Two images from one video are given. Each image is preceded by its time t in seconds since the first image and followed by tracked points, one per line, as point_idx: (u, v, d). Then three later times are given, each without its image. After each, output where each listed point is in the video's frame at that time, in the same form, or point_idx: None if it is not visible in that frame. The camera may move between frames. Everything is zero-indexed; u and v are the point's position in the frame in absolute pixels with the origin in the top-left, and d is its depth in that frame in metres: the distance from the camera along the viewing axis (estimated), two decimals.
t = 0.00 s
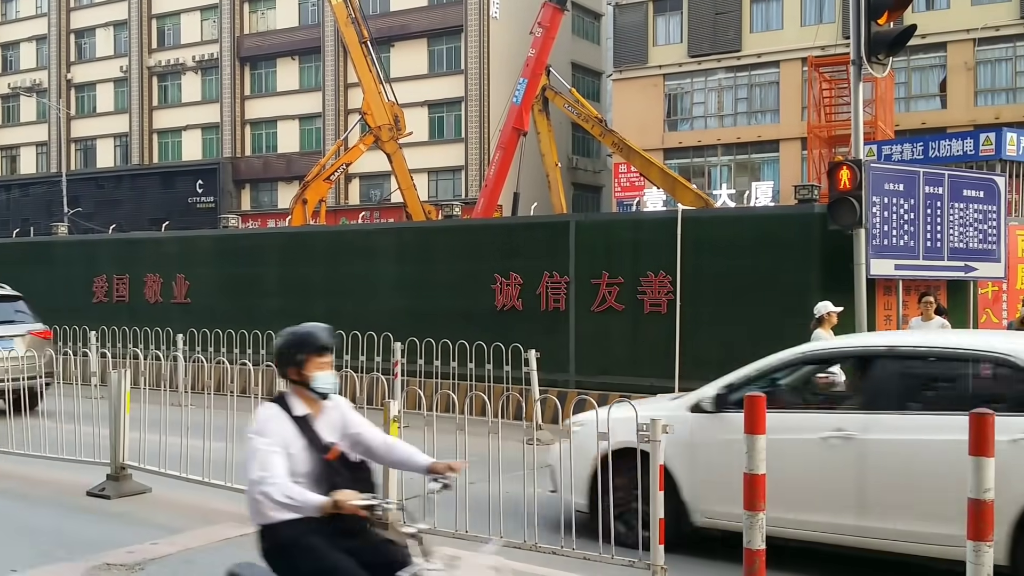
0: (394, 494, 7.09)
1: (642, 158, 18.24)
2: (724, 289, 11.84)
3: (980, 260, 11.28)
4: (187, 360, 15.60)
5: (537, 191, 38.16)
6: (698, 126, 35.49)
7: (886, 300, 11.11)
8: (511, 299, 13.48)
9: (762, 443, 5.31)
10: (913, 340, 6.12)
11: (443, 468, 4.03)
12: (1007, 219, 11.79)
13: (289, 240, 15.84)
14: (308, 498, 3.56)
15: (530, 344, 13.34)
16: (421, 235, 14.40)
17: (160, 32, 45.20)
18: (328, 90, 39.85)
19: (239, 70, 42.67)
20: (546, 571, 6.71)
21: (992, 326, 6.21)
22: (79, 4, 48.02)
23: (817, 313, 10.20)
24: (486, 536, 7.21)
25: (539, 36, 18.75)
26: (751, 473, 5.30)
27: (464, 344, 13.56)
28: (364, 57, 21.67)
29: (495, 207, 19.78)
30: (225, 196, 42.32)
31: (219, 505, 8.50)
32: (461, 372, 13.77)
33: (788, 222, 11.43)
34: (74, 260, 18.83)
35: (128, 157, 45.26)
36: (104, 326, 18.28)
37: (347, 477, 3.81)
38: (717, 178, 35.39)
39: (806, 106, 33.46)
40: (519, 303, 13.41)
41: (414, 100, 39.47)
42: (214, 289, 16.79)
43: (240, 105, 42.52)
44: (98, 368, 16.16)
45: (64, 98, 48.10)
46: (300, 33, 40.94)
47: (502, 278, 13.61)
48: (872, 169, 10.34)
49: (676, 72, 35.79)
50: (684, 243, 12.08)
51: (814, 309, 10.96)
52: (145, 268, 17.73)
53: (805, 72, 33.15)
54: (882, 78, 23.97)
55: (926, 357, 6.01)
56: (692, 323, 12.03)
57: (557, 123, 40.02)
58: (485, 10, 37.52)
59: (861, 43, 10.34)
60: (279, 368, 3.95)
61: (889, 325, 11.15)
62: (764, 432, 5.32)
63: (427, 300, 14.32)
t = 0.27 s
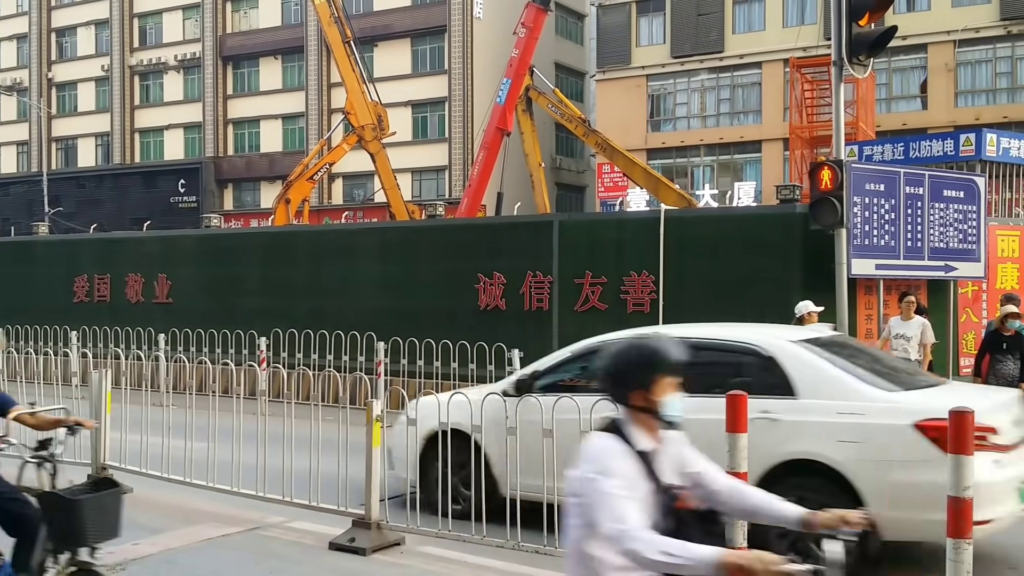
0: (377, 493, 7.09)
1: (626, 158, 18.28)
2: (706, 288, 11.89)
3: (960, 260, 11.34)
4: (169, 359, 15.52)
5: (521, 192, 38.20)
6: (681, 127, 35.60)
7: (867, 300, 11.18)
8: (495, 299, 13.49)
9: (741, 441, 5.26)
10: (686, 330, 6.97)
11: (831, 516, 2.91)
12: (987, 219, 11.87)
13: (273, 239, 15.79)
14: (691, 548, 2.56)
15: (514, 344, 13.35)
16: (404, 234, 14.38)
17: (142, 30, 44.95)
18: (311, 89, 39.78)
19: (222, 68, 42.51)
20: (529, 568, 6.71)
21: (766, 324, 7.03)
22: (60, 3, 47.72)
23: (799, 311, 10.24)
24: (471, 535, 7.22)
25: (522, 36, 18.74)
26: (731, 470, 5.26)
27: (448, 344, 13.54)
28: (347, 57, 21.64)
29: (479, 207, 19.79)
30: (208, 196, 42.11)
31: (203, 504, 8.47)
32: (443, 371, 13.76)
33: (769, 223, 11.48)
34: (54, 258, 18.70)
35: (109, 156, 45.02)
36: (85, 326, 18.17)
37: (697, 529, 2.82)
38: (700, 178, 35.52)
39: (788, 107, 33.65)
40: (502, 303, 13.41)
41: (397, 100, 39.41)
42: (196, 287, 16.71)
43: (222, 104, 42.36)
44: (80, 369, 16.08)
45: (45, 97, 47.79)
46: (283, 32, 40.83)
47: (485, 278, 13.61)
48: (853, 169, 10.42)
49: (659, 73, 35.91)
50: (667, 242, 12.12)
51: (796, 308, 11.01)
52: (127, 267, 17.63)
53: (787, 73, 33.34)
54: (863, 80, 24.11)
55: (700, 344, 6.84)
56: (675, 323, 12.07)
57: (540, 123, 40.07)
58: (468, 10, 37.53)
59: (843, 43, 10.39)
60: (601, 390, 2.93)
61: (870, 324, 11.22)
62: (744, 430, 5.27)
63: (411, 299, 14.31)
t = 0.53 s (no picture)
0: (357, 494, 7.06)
1: (607, 159, 18.32)
2: (686, 288, 11.93)
3: (939, 261, 11.38)
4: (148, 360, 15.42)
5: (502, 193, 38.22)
6: (662, 128, 35.75)
7: (845, 300, 11.25)
8: (476, 299, 13.48)
9: (723, 441, 5.38)
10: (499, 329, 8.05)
11: None
12: (965, 220, 11.94)
13: (253, 239, 15.74)
14: None
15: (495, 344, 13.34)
16: (385, 235, 14.36)
17: (122, 30, 44.70)
18: (292, 89, 39.65)
19: (202, 68, 42.32)
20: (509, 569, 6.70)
21: (569, 322, 8.13)
22: (39, 1, 47.39)
23: (777, 312, 10.32)
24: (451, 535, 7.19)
25: (503, 36, 18.74)
26: (711, 471, 5.37)
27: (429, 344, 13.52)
28: (328, 56, 21.59)
29: (460, 208, 19.78)
30: (188, 196, 41.86)
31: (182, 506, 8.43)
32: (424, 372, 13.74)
33: (750, 223, 11.53)
34: (32, 258, 18.56)
35: (88, 156, 44.72)
36: (64, 326, 18.04)
37: None
38: (681, 179, 35.64)
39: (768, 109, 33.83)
40: (483, 303, 13.41)
41: (379, 100, 39.34)
42: (175, 287, 16.61)
43: (202, 103, 42.16)
44: (58, 369, 15.94)
45: (24, 96, 47.42)
46: (264, 32, 40.68)
47: (466, 278, 13.61)
48: (831, 170, 10.49)
49: (640, 75, 36.02)
50: (647, 243, 12.16)
51: (775, 308, 11.06)
52: (105, 267, 17.51)
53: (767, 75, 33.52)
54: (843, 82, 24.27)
55: (511, 341, 7.91)
56: (655, 323, 12.12)
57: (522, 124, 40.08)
58: (450, 10, 37.52)
59: (822, 45, 10.47)
60: None
61: (848, 324, 11.30)
62: (725, 430, 5.39)
63: (391, 299, 14.28)
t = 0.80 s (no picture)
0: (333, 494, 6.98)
1: (585, 159, 18.35)
2: (663, 288, 11.98)
3: (912, 260, 11.49)
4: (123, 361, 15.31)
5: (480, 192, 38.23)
6: (640, 128, 35.90)
7: (821, 299, 11.32)
8: (454, 299, 13.48)
9: (698, 440, 5.49)
10: (333, 323, 8.72)
11: None
12: (938, 220, 12.05)
13: (230, 238, 15.65)
14: None
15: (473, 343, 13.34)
16: (362, 234, 14.33)
17: (97, 27, 44.32)
18: (269, 88, 39.46)
19: (178, 66, 42.04)
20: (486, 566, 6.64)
21: (397, 316, 8.80)
22: None
23: (752, 311, 10.36)
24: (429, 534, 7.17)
25: (482, 36, 18.73)
26: (688, 468, 5.48)
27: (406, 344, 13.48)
28: (305, 55, 21.49)
29: (438, 207, 19.74)
30: (164, 195, 41.56)
31: (158, 506, 8.37)
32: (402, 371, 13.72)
33: (726, 224, 11.57)
34: (6, 258, 18.38)
35: (63, 154, 44.31)
36: (37, 327, 17.87)
37: None
38: (658, 179, 35.77)
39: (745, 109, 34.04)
40: (461, 303, 13.40)
41: (357, 99, 39.22)
42: (151, 287, 16.49)
43: (178, 102, 41.86)
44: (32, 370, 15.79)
45: None
46: (241, 30, 40.47)
47: (445, 278, 13.60)
48: (807, 170, 10.57)
49: (618, 75, 36.15)
50: (624, 242, 12.19)
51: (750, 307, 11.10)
52: (79, 267, 17.37)
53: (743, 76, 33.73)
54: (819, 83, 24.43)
55: (349, 333, 8.53)
56: (632, 322, 12.14)
57: (500, 124, 40.08)
58: (428, 9, 37.47)
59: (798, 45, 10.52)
60: None
61: (824, 323, 11.37)
62: (701, 429, 5.49)
63: (368, 299, 14.25)
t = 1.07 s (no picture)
0: (306, 495, 6.98)
1: (559, 160, 18.37)
2: (636, 289, 12.02)
3: (882, 261, 11.61)
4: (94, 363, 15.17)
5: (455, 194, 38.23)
6: (614, 130, 36.04)
7: (792, 301, 11.41)
8: (428, 300, 13.45)
9: (670, 440, 5.56)
10: (183, 322, 9.44)
11: None
12: (908, 222, 12.16)
13: (202, 239, 15.55)
14: None
15: (447, 345, 13.32)
16: (335, 236, 14.27)
17: (67, 27, 43.90)
18: (242, 88, 39.23)
19: (150, 66, 41.72)
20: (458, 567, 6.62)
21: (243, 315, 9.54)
22: None
23: (724, 312, 10.41)
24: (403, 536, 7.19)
25: (456, 37, 18.71)
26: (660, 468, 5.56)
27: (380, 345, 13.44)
28: (279, 55, 21.39)
29: (412, 208, 19.70)
30: (135, 196, 41.24)
31: (127, 509, 8.29)
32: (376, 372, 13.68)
33: (699, 225, 11.63)
34: None
35: (33, 154, 43.85)
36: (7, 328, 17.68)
37: None
38: (632, 181, 35.92)
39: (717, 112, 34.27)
40: (435, 304, 13.38)
41: (330, 100, 39.09)
42: (122, 288, 16.35)
43: (150, 102, 41.54)
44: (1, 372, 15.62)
45: None
46: (213, 30, 40.21)
47: (418, 279, 13.57)
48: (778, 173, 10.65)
49: (592, 77, 36.27)
50: (598, 244, 12.22)
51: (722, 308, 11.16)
52: (50, 268, 17.20)
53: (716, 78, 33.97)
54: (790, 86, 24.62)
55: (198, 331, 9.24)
56: (606, 323, 12.17)
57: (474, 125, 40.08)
58: (403, 10, 37.42)
59: (770, 49, 10.61)
60: None
61: (795, 324, 11.46)
62: (672, 429, 5.56)
63: (342, 300, 14.20)
